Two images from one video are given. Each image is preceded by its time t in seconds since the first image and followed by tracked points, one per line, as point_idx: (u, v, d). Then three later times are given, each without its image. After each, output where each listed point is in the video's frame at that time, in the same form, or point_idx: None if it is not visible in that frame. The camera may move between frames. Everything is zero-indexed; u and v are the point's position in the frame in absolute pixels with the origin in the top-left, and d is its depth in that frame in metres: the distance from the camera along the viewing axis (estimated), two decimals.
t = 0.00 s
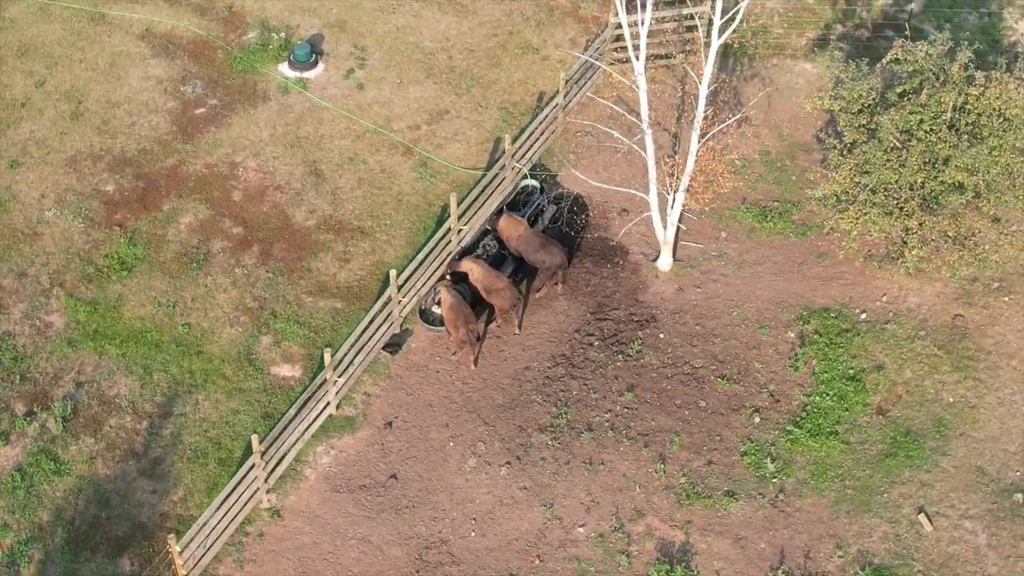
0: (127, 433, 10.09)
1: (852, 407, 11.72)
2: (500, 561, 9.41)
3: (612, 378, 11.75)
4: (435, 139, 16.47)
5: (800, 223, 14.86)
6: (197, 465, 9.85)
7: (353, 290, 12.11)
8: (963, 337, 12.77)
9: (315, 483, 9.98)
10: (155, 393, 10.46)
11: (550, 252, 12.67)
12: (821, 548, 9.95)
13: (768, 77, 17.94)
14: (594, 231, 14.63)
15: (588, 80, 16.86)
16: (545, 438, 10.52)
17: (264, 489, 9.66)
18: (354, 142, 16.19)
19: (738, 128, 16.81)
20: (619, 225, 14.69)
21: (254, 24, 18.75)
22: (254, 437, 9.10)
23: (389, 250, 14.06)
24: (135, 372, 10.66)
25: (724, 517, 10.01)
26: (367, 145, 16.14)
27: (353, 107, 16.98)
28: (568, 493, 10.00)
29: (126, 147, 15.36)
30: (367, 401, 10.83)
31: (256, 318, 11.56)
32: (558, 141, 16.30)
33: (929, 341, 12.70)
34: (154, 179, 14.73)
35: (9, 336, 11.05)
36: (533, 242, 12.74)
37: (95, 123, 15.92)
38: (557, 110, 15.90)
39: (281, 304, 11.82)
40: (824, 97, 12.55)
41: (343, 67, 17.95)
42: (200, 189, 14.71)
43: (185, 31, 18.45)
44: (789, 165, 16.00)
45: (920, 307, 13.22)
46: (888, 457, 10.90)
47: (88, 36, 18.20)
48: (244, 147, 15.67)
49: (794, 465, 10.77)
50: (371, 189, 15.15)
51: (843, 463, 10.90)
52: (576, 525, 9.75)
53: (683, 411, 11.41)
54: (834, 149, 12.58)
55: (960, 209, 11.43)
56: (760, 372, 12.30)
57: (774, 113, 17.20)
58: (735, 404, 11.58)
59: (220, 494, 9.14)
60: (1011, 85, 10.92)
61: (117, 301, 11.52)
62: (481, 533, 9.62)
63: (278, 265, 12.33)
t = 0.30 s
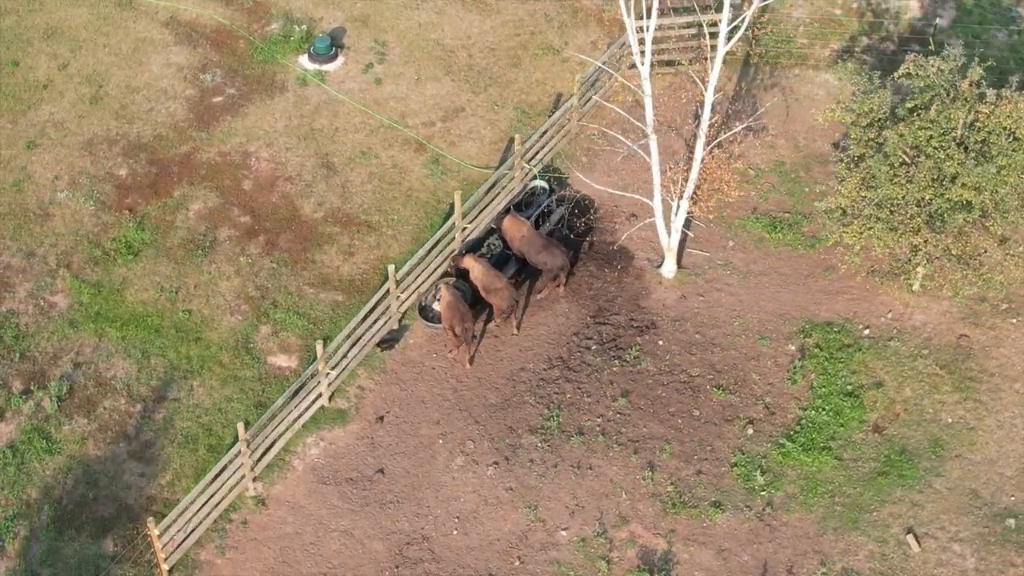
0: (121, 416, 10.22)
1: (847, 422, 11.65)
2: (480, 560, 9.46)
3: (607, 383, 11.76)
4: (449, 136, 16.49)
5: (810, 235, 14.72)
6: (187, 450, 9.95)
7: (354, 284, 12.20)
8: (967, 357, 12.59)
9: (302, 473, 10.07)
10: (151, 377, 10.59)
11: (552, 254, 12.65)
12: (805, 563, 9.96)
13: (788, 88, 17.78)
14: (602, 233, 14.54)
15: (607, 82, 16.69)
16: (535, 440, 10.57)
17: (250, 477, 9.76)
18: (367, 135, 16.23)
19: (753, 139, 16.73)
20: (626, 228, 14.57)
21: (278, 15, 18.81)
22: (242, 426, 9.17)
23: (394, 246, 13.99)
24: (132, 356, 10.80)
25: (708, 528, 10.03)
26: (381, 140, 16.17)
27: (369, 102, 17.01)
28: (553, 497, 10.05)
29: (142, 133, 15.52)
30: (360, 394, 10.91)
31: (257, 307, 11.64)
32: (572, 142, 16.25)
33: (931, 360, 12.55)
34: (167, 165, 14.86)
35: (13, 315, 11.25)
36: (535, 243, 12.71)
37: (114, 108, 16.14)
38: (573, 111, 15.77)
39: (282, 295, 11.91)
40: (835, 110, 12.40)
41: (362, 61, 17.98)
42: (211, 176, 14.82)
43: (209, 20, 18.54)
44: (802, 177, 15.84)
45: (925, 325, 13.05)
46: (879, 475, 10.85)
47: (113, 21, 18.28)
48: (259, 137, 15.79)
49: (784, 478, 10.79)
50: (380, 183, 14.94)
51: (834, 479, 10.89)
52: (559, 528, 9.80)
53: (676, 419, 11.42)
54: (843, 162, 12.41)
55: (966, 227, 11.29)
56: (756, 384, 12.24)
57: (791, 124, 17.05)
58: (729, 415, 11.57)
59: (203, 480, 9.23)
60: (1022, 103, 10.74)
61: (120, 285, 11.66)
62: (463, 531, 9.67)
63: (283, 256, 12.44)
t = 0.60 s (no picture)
0: (116, 397, 10.37)
1: (842, 438, 11.60)
2: (460, 558, 9.55)
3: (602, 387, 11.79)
4: (463, 133, 16.45)
5: (820, 248, 14.57)
6: (178, 434, 10.06)
7: (357, 277, 12.30)
8: (969, 377, 12.41)
9: (290, 463, 10.16)
10: (149, 361, 10.72)
11: (554, 255, 12.64)
12: None
13: (808, 98, 17.57)
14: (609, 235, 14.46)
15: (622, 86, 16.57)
16: (525, 440, 10.70)
17: (237, 464, 9.87)
18: (381, 130, 16.25)
19: (769, 148, 16.59)
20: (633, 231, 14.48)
21: (302, 6, 18.76)
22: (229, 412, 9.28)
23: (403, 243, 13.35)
24: (132, 339, 10.95)
25: (692, 537, 10.15)
26: (395, 135, 16.20)
27: (386, 97, 16.97)
28: (539, 498, 10.17)
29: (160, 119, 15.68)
30: (354, 387, 11.02)
31: (259, 296, 11.72)
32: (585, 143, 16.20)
33: (932, 379, 12.39)
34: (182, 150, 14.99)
35: (18, 293, 11.47)
36: (537, 245, 12.69)
37: (132, 93, 16.41)
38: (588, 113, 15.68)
39: (284, 285, 11.98)
40: (845, 123, 12.28)
41: (381, 55, 17.88)
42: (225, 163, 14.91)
43: (235, 9, 18.57)
44: (817, 189, 15.66)
45: (929, 343, 12.88)
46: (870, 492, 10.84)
47: (140, 7, 18.39)
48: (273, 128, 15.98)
49: (774, 491, 10.84)
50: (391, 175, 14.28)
51: (824, 494, 10.92)
52: (542, 530, 9.91)
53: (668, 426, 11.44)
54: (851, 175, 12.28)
55: (971, 246, 11.15)
56: (753, 395, 12.20)
57: (808, 134, 16.87)
58: (723, 425, 11.60)
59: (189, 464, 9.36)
60: None
61: (126, 268, 11.82)
62: (446, 529, 9.77)
63: (288, 246, 12.54)
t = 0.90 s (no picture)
0: (113, 379, 10.53)
1: (836, 453, 11.55)
2: (440, 555, 9.67)
3: (596, 390, 11.83)
4: (478, 131, 16.25)
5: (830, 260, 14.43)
6: (172, 418, 10.18)
7: (361, 270, 12.39)
8: (968, 398, 12.25)
9: (280, 452, 10.29)
10: (148, 344, 10.86)
11: (556, 256, 12.68)
12: None
13: (828, 109, 17.36)
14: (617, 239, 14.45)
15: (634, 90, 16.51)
16: (515, 440, 10.87)
17: (226, 449, 10.02)
18: (395, 124, 16.11)
19: (784, 158, 16.45)
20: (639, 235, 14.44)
21: None
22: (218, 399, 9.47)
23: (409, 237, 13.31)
24: (133, 322, 11.11)
25: (676, 546, 10.26)
26: (409, 130, 16.02)
27: (404, 92, 16.79)
28: (524, 498, 10.32)
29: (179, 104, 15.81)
30: (349, 380, 11.15)
31: (262, 284, 11.81)
32: (599, 145, 16.14)
33: (932, 398, 12.25)
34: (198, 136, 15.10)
35: (26, 272, 11.70)
36: (540, 245, 12.75)
37: (153, 78, 16.49)
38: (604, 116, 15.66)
39: (288, 274, 12.06)
40: (854, 136, 12.18)
41: (402, 50, 17.72)
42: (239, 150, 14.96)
43: None
44: (830, 201, 15.47)
45: (932, 362, 12.72)
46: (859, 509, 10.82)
47: None
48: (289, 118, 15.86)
49: (761, 503, 10.87)
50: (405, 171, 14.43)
51: (813, 508, 10.93)
52: (525, 531, 10.05)
53: (661, 432, 11.47)
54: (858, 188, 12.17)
55: (975, 265, 11.02)
56: (748, 406, 12.17)
57: (825, 144, 16.69)
58: (716, 434, 11.60)
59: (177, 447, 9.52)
60: None
61: (134, 251, 11.98)
62: (429, 524, 9.89)
63: (294, 237, 12.60)
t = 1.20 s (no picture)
0: (112, 360, 10.72)
1: (827, 467, 11.53)
2: (421, 550, 9.82)
3: (589, 393, 11.93)
4: (492, 129, 15.87)
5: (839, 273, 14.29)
6: (166, 401, 10.34)
7: (364, 262, 12.48)
8: (967, 418, 12.11)
9: (270, 439, 10.45)
10: (149, 327, 11.03)
11: (557, 257, 12.76)
12: None
13: (848, 120, 17.16)
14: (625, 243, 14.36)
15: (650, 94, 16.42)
16: (504, 439, 11.05)
17: (216, 435, 10.19)
18: (409, 120, 15.61)
19: (797, 168, 16.33)
20: (645, 240, 14.37)
21: None
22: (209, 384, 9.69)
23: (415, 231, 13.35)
24: (135, 304, 11.28)
25: (657, 552, 10.36)
26: (423, 126, 15.59)
27: (421, 87, 16.36)
28: (509, 497, 10.50)
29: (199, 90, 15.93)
30: (344, 371, 11.31)
31: (265, 273, 11.93)
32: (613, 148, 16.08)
33: (931, 417, 12.13)
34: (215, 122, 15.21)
35: (34, 251, 11.94)
36: (542, 245, 12.81)
37: (173, 65, 15.52)
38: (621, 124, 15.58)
39: (291, 264, 12.16)
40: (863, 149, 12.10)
41: (422, 46, 17.29)
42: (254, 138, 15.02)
43: None
44: (842, 214, 15.31)
45: (933, 380, 12.59)
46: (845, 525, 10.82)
47: None
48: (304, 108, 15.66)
49: (747, 514, 10.92)
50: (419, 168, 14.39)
51: (799, 521, 10.95)
52: (506, 530, 10.21)
53: (651, 438, 11.57)
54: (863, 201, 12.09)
55: (975, 283, 10.97)
56: (743, 416, 12.17)
57: (841, 156, 16.51)
58: (707, 443, 11.67)
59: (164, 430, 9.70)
60: None
61: (141, 235, 12.14)
62: (412, 519, 10.06)
63: (300, 227, 12.68)
